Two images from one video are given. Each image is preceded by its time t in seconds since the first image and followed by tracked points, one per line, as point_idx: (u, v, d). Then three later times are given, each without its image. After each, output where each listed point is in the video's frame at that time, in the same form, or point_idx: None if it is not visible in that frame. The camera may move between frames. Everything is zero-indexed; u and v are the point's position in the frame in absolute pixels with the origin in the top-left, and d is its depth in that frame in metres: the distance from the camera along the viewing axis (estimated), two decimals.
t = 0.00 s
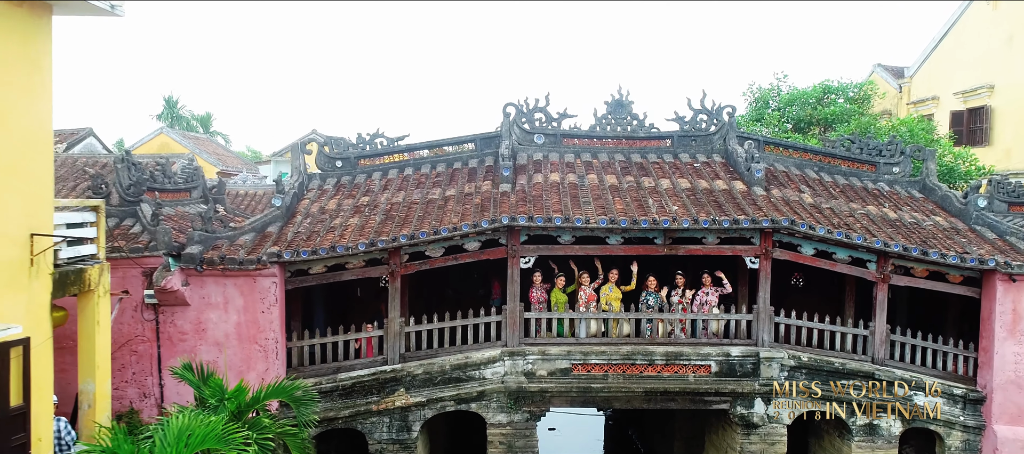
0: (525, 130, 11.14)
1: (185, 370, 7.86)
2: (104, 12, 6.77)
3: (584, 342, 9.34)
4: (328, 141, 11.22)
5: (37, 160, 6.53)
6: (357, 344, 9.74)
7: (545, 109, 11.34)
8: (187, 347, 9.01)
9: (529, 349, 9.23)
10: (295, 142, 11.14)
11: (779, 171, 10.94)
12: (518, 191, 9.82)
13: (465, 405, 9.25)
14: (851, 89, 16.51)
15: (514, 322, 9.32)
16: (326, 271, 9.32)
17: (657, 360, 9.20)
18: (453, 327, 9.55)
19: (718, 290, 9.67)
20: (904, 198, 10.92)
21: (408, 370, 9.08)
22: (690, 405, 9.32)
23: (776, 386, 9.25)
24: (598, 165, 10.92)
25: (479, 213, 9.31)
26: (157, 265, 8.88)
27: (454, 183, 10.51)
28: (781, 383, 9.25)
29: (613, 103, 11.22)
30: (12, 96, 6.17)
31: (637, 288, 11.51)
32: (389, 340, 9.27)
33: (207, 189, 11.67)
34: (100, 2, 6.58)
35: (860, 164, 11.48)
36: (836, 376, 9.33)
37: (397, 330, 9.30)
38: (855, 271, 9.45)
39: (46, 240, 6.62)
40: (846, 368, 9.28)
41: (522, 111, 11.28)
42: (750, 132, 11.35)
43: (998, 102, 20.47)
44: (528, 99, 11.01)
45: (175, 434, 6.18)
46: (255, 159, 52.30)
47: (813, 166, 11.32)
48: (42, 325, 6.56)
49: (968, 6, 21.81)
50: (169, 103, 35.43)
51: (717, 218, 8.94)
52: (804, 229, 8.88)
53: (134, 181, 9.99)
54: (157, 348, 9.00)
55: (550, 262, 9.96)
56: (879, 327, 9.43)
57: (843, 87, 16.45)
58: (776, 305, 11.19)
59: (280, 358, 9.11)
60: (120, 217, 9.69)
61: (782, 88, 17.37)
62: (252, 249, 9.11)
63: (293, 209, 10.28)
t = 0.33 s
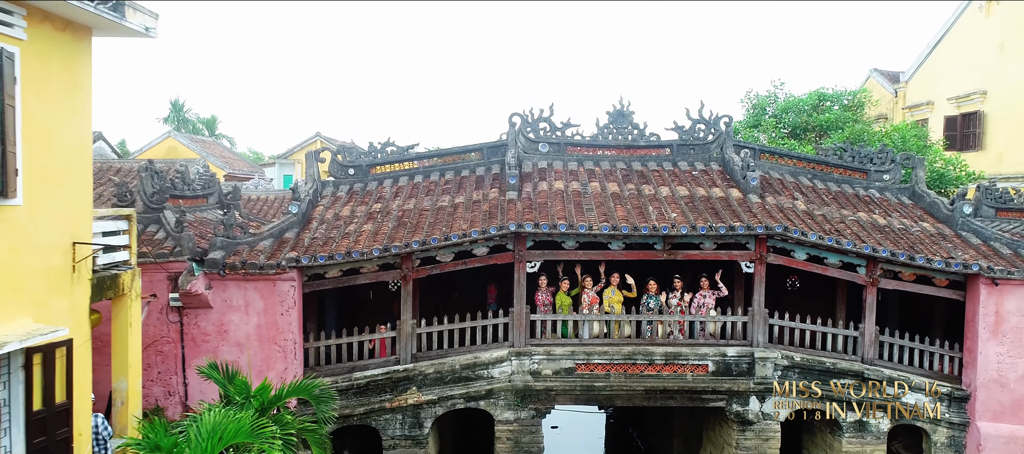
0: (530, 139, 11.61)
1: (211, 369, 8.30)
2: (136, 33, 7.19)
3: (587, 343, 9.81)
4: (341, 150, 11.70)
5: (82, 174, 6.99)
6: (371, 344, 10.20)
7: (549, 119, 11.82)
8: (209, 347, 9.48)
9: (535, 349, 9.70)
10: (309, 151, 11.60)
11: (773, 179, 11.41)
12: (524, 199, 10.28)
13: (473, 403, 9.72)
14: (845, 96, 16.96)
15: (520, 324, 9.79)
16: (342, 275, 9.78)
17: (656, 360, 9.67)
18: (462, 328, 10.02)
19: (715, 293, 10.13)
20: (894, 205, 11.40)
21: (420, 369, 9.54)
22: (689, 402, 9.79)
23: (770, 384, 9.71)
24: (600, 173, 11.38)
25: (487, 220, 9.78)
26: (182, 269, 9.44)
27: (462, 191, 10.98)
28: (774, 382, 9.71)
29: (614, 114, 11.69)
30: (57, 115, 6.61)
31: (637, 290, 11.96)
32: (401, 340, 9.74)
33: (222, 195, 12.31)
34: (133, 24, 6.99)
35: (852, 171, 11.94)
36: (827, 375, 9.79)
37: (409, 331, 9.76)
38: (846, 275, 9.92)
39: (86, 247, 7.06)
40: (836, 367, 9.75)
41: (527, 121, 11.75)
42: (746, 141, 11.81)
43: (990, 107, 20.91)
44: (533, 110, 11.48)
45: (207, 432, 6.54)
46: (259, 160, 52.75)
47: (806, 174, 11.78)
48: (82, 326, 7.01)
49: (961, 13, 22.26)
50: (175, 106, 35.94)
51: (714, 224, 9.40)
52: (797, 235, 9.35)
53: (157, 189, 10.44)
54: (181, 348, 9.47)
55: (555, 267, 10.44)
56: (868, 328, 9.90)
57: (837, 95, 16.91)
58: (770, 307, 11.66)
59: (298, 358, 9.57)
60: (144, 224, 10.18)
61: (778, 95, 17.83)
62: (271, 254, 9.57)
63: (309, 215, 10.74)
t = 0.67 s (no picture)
0: (535, 148, 12.08)
1: (235, 368, 8.75)
2: (168, 53, 7.63)
3: (590, 343, 10.28)
4: (353, 158, 12.16)
5: (117, 186, 7.46)
6: (383, 345, 10.67)
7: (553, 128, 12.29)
8: (230, 347, 9.96)
9: (540, 350, 10.17)
10: (322, 159, 12.06)
11: (768, 186, 11.88)
12: (529, 206, 10.75)
13: (481, 400, 10.19)
14: (840, 104, 17.43)
15: (526, 325, 10.27)
16: (355, 278, 10.23)
17: (656, 360, 10.13)
18: (471, 330, 10.48)
19: (712, 296, 10.59)
20: (884, 211, 11.86)
21: (430, 369, 10.00)
22: (687, 400, 10.26)
23: (765, 383, 10.18)
24: (602, 180, 11.85)
25: (495, 226, 10.24)
26: (205, 274, 9.80)
27: (470, 198, 11.45)
28: (768, 381, 10.17)
29: (616, 123, 12.15)
30: (96, 132, 7.08)
31: (637, 293, 12.43)
32: (412, 341, 10.21)
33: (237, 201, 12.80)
34: (166, 45, 7.45)
35: (844, 178, 12.40)
36: (819, 374, 10.26)
37: (420, 332, 10.22)
38: (837, 279, 10.38)
39: (120, 255, 7.53)
40: (828, 367, 10.22)
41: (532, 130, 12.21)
42: (743, 150, 12.28)
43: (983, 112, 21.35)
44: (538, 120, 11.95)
45: (237, 427, 7.00)
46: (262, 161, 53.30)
47: (800, 181, 12.24)
48: (117, 328, 7.48)
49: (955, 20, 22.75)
50: (182, 110, 36.43)
51: (711, 230, 9.86)
52: (790, 241, 9.80)
53: (178, 196, 10.88)
54: (204, 349, 9.96)
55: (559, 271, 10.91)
56: (858, 330, 10.37)
57: (832, 102, 17.38)
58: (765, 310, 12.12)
59: (314, 358, 10.04)
60: (167, 230, 10.65)
61: (775, 102, 18.30)
62: (288, 258, 10.03)
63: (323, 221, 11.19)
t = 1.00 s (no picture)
0: (539, 156, 12.54)
1: (255, 368, 9.23)
2: (195, 72, 8.11)
3: (592, 345, 10.76)
4: (363, 166, 12.64)
5: (148, 197, 7.92)
6: (394, 346, 11.12)
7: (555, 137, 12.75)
8: (249, 348, 10.44)
9: (544, 351, 10.64)
10: (333, 167, 12.53)
11: (763, 193, 12.35)
12: (533, 213, 11.22)
13: (488, 399, 10.66)
14: (835, 111, 17.88)
15: (530, 327, 10.74)
16: (367, 282, 10.69)
17: (655, 361, 10.60)
18: (477, 331, 10.96)
19: (708, 300, 11.05)
20: (875, 217, 12.33)
21: (439, 369, 10.46)
22: (685, 399, 10.72)
23: (759, 382, 10.64)
24: (603, 188, 12.32)
25: (501, 232, 10.71)
26: (224, 278, 10.34)
27: (476, 205, 11.92)
28: (762, 380, 10.64)
29: (616, 132, 12.62)
30: (129, 146, 7.54)
31: (638, 296, 12.89)
32: (422, 342, 10.67)
33: (249, 207, 13.29)
34: (194, 64, 7.92)
35: (836, 185, 12.87)
36: (811, 373, 10.73)
37: (429, 334, 10.69)
38: (828, 283, 10.84)
39: (150, 261, 7.99)
40: (819, 367, 10.69)
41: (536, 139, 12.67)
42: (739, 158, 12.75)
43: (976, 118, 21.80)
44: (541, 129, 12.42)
45: (261, 423, 7.46)
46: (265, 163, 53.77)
47: (794, 188, 12.70)
48: (148, 330, 7.94)
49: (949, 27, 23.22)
50: (187, 114, 36.87)
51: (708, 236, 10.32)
52: (782, 247, 10.27)
53: (197, 203, 11.31)
54: (223, 350, 10.44)
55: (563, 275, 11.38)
56: (848, 331, 10.84)
57: (826, 109, 17.83)
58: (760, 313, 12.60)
59: (328, 359, 10.50)
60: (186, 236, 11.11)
61: (771, 108, 18.77)
62: (304, 263, 10.49)
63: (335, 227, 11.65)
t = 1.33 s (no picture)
0: (542, 164, 12.97)
1: (273, 369, 9.66)
2: (217, 88, 8.53)
3: (594, 346, 11.20)
4: (372, 174, 13.08)
5: (174, 207, 8.35)
6: (403, 347, 11.55)
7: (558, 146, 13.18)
8: (264, 350, 10.88)
9: (548, 352, 11.08)
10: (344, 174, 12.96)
11: (758, 200, 12.79)
12: (537, 219, 11.65)
13: (494, 398, 11.10)
14: (830, 117, 18.31)
15: (535, 329, 11.17)
16: (378, 286, 11.12)
17: (655, 361, 11.03)
18: (483, 334, 11.39)
19: (706, 303, 11.47)
20: (866, 223, 12.77)
21: (447, 370, 10.89)
22: (683, 398, 11.16)
23: (754, 382, 11.07)
24: (604, 194, 12.76)
25: (506, 238, 11.15)
26: (241, 282, 10.80)
27: (482, 211, 12.37)
28: (757, 380, 11.07)
29: (616, 140, 13.07)
30: (158, 160, 7.97)
31: (638, 300, 13.33)
32: (430, 344, 11.09)
33: (260, 212, 13.72)
34: (217, 81, 8.35)
35: (830, 191, 13.30)
36: (804, 374, 11.16)
37: (437, 336, 11.11)
38: (820, 287, 11.28)
39: (176, 268, 8.43)
40: (812, 368, 11.12)
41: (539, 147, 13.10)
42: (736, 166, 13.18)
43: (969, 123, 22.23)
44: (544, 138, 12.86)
45: (283, 422, 7.91)
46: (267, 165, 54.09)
47: (789, 194, 13.14)
48: (173, 333, 8.38)
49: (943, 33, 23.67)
50: (193, 117, 37.29)
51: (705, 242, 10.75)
52: (776, 252, 10.70)
53: (214, 209, 11.73)
54: (240, 351, 10.89)
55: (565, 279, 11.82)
56: (840, 333, 11.27)
57: (822, 116, 18.27)
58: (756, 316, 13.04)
59: (340, 360, 10.93)
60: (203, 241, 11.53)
61: (768, 115, 19.22)
62: (317, 268, 10.91)
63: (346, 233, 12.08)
